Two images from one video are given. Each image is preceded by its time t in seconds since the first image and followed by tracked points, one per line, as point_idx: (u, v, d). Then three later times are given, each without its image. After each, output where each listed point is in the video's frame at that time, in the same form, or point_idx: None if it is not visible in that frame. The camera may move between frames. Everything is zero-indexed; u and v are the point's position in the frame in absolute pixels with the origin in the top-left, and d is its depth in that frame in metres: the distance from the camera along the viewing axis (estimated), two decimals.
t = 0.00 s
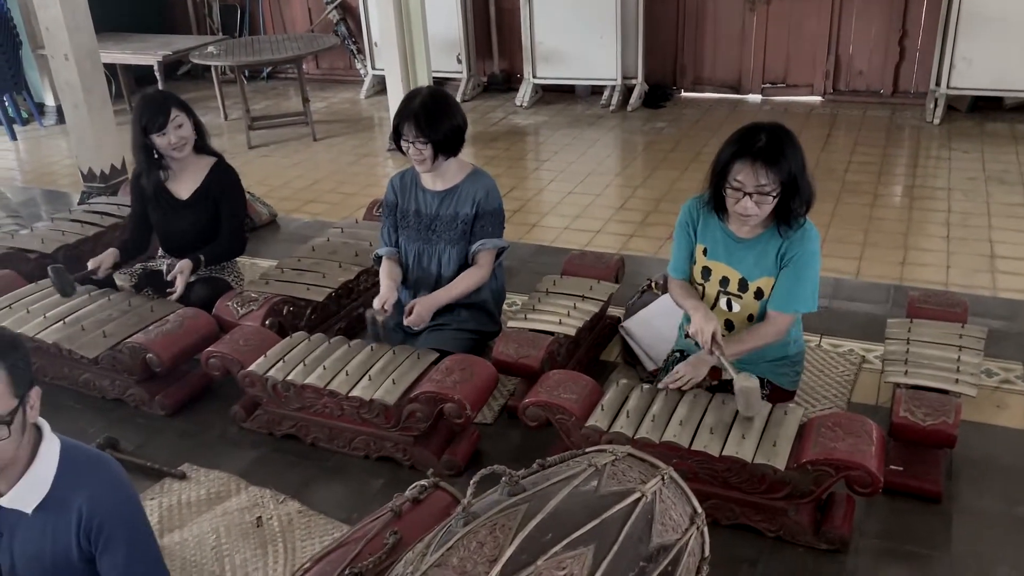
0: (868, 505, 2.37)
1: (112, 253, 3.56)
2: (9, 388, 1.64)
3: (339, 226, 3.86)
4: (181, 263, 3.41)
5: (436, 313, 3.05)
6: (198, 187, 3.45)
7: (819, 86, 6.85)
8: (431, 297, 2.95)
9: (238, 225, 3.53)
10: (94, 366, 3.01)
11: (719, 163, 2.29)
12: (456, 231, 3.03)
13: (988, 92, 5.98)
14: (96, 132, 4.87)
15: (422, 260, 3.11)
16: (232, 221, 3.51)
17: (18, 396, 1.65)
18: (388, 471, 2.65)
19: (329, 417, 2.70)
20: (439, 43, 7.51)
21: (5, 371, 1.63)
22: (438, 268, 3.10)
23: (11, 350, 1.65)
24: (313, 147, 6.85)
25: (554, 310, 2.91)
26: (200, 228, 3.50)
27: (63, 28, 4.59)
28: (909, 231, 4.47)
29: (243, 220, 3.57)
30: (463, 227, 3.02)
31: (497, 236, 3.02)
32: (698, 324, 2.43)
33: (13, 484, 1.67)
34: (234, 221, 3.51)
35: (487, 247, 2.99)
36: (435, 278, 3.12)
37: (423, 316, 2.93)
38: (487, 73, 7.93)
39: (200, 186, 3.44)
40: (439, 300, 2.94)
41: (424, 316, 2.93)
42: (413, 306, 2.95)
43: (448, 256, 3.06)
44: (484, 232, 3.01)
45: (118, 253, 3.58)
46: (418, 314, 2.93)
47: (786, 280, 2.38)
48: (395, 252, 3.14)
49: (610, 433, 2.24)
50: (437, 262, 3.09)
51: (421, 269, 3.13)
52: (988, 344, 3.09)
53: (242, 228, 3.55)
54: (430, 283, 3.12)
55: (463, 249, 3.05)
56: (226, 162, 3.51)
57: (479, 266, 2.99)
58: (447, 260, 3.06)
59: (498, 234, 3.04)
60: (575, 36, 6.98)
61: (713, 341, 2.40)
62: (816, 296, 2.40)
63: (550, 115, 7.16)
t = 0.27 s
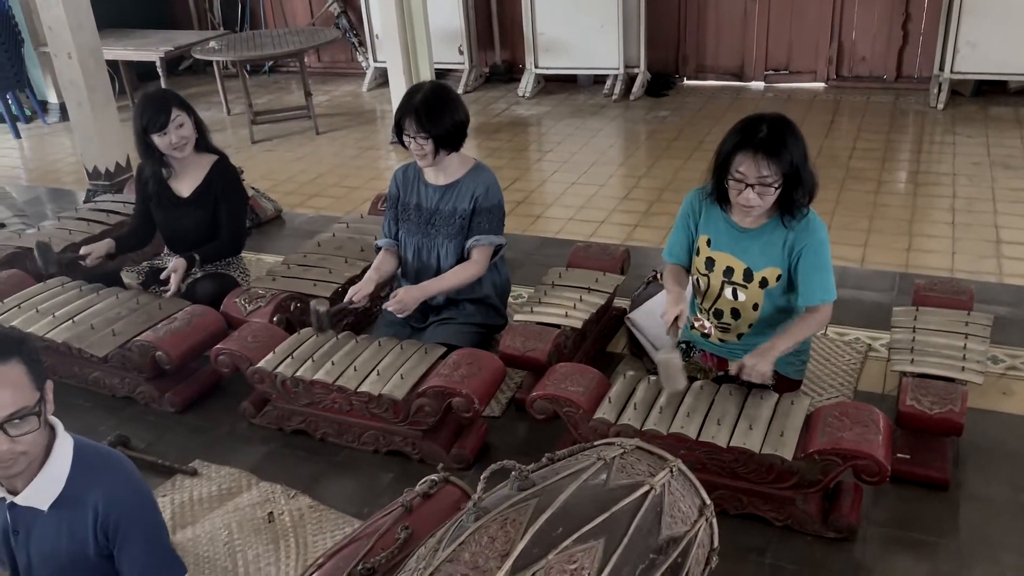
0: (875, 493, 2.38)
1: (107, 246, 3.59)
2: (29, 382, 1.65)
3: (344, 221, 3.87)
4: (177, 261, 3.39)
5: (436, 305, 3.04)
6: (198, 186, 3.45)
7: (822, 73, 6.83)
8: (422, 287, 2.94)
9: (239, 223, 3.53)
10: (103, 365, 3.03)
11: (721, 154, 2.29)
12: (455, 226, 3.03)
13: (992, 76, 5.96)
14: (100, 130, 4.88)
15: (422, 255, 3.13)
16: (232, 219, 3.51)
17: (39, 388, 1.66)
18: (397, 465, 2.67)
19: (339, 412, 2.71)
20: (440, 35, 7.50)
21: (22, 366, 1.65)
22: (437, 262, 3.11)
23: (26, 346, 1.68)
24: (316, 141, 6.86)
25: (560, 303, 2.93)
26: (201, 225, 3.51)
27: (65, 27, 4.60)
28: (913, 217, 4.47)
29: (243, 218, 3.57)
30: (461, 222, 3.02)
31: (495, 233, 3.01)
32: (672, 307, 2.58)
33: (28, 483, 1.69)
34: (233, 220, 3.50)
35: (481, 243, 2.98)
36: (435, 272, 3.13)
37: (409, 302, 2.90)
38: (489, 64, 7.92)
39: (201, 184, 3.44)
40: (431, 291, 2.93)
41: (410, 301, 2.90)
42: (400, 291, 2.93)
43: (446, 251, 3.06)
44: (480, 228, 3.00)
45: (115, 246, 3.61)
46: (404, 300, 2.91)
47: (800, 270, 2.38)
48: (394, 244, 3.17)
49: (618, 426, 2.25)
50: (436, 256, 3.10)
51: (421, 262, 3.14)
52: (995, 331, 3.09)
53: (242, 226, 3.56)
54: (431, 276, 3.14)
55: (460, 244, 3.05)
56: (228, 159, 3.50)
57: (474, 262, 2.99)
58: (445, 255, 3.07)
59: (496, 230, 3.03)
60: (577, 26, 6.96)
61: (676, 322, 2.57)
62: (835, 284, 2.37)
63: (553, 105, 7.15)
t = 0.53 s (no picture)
0: (879, 489, 2.39)
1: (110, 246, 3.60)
2: (41, 382, 1.66)
3: (347, 220, 3.88)
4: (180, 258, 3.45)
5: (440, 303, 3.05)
6: (200, 187, 3.46)
7: (823, 67, 6.83)
8: (432, 287, 2.93)
9: (241, 224, 3.54)
10: (110, 367, 3.05)
11: (720, 152, 2.31)
12: (459, 224, 3.04)
13: (993, 69, 5.95)
14: (104, 131, 4.89)
15: (427, 254, 3.14)
16: (234, 220, 3.51)
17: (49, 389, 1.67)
18: (403, 464, 2.69)
19: (344, 412, 2.73)
20: (441, 33, 7.50)
21: (34, 368, 1.66)
22: (442, 261, 3.12)
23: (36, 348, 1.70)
24: (318, 140, 6.87)
25: (563, 301, 2.94)
26: (203, 226, 3.52)
27: (68, 29, 4.61)
28: (915, 211, 4.47)
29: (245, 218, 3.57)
30: (465, 221, 3.04)
31: (499, 229, 3.03)
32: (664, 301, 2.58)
33: (39, 485, 1.70)
34: (234, 222, 3.51)
35: (488, 240, 3.00)
36: (440, 271, 3.14)
37: (421, 303, 2.90)
38: (490, 61, 7.92)
39: (203, 185, 3.45)
40: (439, 291, 2.93)
41: (421, 303, 2.90)
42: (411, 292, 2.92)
43: (452, 250, 3.07)
44: (485, 225, 3.01)
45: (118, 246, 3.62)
46: (416, 301, 2.91)
47: (803, 265, 2.38)
48: (399, 246, 3.18)
49: (622, 424, 2.27)
50: (441, 255, 3.11)
51: (426, 262, 3.15)
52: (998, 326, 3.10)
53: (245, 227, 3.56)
54: (436, 276, 3.15)
55: (466, 242, 3.07)
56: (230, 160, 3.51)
57: (480, 260, 3.00)
58: (450, 254, 3.08)
59: (500, 226, 3.05)
60: (577, 22, 6.96)
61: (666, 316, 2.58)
62: (841, 278, 2.37)
63: (554, 102, 7.16)
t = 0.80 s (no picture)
0: (882, 494, 2.40)
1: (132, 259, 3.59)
2: (50, 388, 1.68)
3: (350, 226, 3.89)
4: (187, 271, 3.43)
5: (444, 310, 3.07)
6: (205, 194, 3.48)
7: (824, 70, 6.84)
8: (441, 296, 2.96)
9: (247, 230, 3.57)
10: (115, 373, 3.06)
11: (721, 158, 2.32)
12: (464, 231, 3.06)
13: (994, 72, 5.96)
14: (108, 138, 4.91)
15: (432, 261, 3.15)
16: (240, 227, 3.54)
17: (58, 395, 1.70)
18: (407, 470, 2.70)
19: (348, 419, 2.74)
20: (443, 37, 7.52)
21: (43, 373, 1.69)
22: (448, 268, 3.14)
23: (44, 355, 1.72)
24: (321, 145, 6.88)
25: (566, 307, 2.94)
26: (210, 233, 3.54)
27: (72, 36, 4.63)
28: (917, 215, 4.48)
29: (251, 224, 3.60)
30: (471, 227, 3.05)
31: (505, 234, 3.04)
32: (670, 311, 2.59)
33: (47, 489, 1.71)
34: (241, 227, 3.53)
35: (494, 246, 3.01)
36: (446, 277, 3.16)
37: (431, 312, 2.93)
38: (492, 65, 7.93)
39: (208, 192, 3.47)
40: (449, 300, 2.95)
41: (432, 312, 2.94)
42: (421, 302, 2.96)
43: (458, 256, 3.09)
44: (491, 230, 3.03)
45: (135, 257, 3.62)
46: (426, 311, 2.94)
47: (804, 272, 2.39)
48: (404, 253, 3.19)
49: (625, 430, 2.27)
50: (447, 262, 3.13)
51: (431, 269, 3.16)
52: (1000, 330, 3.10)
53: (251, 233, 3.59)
54: (442, 283, 3.16)
55: (472, 248, 3.08)
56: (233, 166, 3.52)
57: (488, 266, 3.02)
58: (457, 260, 3.09)
59: (506, 232, 3.06)
60: (579, 26, 6.98)
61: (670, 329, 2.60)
62: (841, 286, 2.37)
63: (556, 106, 7.17)
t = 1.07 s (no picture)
0: (887, 505, 2.40)
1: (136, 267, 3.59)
2: (54, 399, 1.69)
3: (356, 236, 3.91)
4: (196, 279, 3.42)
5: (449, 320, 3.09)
6: (210, 203, 3.49)
7: (828, 79, 6.85)
8: (441, 305, 2.97)
9: (252, 237, 3.58)
10: (121, 383, 3.08)
11: (725, 168, 2.33)
12: (468, 241, 3.07)
13: (997, 81, 5.97)
14: (114, 148, 4.94)
15: (435, 271, 3.16)
16: (245, 234, 3.55)
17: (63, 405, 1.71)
18: (412, 480, 2.70)
19: (354, 428, 2.75)
20: (447, 46, 7.54)
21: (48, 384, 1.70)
22: (450, 278, 3.15)
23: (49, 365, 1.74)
24: (325, 153, 6.91)
25: (571, 317, 2.95)
26: (215, 240, 3.56)
27: (79, 47, 4.66)
28: (920, 224, 4.49)
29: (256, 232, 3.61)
30: (474, 237, 3.06)
31: (507, 245, 3.05)
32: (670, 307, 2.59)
33: (52, 500, 1.72)
34: (247, 235, 3.55)
35: (496, 257, 3.02)
36: (449, 287, 3.17)
37: (428, 320, 2.94)
38: (496, 74, 7.96)
39: (213, 201, 3.49)
40: (448, 309, 2.96)
41: (429, 319, 2.94)
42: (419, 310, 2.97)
43: (460, 267, 3.10)
44: (494, 242, 3.04)
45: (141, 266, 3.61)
46: (423, 318, 2.95)
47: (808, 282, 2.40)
48: (408, 262, 3.20)
49: (631, 440, 2.28)
50: (450, 272, 3.14)
51: (435, 278, 3.18)
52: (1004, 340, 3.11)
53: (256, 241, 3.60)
54: (445, 293, 3.18)
55: (474, 259, 3.09)
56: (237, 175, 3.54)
57: (489, 277, 3.03)
58: (459, 270, 3.11)
59: (508, 243, 3.07)
60: (582, 35, 7.00)
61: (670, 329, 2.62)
62: (845, 297, 2.38)
63: (559, 115, 7.19)
